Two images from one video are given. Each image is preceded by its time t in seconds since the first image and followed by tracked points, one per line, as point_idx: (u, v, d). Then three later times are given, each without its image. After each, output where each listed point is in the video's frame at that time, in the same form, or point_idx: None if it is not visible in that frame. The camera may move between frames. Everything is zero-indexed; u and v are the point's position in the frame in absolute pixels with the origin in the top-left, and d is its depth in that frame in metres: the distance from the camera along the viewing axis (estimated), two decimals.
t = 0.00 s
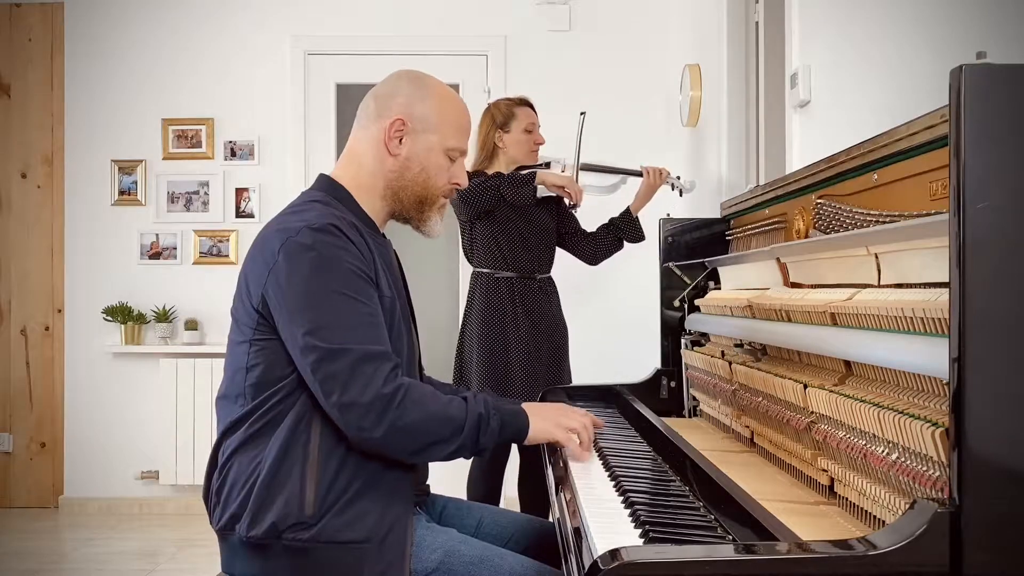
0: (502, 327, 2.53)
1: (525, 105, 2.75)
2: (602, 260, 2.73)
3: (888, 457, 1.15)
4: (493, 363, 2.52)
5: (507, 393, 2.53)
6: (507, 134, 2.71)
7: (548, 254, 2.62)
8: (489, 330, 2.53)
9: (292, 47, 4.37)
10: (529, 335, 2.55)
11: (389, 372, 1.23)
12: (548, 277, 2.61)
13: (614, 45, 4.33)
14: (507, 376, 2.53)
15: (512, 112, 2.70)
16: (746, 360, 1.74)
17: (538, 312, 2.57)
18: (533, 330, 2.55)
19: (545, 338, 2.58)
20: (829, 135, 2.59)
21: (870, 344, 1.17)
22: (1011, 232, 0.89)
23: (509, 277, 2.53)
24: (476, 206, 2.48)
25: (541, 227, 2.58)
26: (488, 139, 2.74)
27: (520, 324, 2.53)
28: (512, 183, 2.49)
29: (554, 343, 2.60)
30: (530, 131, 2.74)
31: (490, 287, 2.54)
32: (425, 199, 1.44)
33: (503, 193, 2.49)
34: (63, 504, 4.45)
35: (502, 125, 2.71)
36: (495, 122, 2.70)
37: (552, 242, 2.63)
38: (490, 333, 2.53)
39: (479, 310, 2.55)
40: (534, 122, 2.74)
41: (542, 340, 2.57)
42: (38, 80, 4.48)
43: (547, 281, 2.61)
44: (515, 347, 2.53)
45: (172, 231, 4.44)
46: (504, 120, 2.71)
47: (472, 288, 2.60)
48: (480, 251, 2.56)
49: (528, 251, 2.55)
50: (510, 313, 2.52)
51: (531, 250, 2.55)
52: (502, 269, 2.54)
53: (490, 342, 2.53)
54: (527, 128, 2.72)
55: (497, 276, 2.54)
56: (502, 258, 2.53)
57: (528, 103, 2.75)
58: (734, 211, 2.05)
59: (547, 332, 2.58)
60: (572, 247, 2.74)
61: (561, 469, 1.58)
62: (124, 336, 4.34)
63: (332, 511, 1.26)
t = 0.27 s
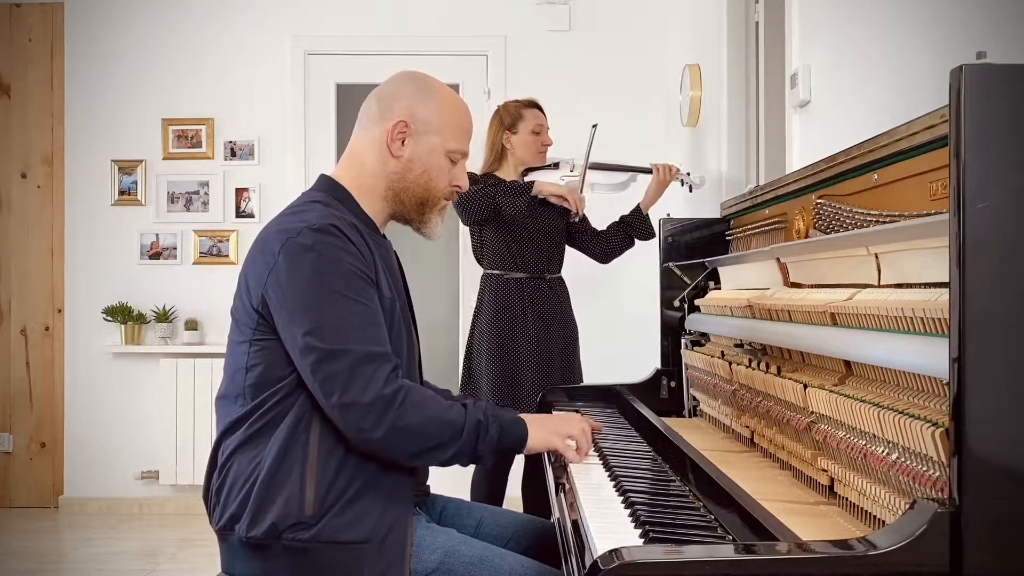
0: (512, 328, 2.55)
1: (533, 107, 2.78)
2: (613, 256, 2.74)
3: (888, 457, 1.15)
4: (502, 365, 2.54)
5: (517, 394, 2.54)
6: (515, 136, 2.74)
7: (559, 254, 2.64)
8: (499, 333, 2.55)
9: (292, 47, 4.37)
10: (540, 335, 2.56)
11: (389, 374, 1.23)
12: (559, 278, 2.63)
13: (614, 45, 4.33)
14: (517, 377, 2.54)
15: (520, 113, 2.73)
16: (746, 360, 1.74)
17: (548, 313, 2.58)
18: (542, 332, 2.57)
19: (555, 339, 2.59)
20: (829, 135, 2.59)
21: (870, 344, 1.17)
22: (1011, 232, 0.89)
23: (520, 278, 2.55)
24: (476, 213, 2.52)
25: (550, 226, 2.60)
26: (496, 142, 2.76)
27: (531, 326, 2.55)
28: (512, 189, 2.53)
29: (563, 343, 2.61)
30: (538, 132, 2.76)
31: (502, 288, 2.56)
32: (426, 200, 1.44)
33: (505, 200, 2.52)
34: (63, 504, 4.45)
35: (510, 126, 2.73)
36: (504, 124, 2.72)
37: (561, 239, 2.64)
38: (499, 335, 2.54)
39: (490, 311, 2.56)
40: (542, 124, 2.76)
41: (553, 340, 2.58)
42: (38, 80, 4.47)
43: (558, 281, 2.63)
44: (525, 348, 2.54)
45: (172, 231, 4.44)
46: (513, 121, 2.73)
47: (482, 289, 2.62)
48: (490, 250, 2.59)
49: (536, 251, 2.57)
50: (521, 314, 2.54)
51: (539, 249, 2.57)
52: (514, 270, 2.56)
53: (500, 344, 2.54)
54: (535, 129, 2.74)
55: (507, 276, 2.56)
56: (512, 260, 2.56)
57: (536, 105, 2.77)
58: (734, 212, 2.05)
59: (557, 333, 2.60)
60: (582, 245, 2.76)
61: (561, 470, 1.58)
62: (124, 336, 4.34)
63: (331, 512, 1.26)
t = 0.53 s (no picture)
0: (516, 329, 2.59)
1: (544, 109, 2.81)
2: (620, 258, 2.76)
3: (887, 457, 1.15)
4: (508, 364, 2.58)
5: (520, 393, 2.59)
6: (523, 136, 2.76)
7: (567, 255, 2.66)
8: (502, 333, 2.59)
9: (292, 47, 4.37)
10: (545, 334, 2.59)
11: (390, 372, 1.23)
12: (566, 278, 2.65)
13: (614, 45, 4.33)
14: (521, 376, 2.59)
15: (530, 114, 2.76)
16: (746, 361, 1.74)
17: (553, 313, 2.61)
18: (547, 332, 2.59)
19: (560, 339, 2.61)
20: (830, 135, 2.59)
21: (870, 344, 1.17)
22: (1013, 232, 0.89)
23: (526, 280, 2.59)
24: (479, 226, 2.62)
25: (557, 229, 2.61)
26: (505, 143, 2.78)
27: (535, 325, 2.58)
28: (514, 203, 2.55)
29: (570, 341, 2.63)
30: (547, 134, 2.79)
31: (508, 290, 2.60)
32: (429, 203, 1.45)
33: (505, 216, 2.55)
34: (63, 505, 4.45)
35: (518, 127, 2.76)
36: (513, 125, 2.76)
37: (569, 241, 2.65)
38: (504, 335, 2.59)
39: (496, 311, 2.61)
40: (551, 126, 2.79)
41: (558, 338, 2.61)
42: (38, 81, 4.47)
43: (564, 282, 2.65)
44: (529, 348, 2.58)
45: (172, 231, 4.44)
46: (521, 123, 2.77)
47: (489, 290, 2.66)
48: (496, 255, 2.63)
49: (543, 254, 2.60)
50: (526, 313, 2.58)
51: (546, 252, 2.60)
52: (520, 273, 2.60)
53: (504, 344, 2.59)
54: (543, 130, 2.76)
55: (512, 278, 2.60)
56: (518, 264, 2.60)
57: (545, 107, 2.80)
58: (734, 211, 2.05)
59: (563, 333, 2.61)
60: (589, 245, 2.78)
61: (561, 470, 1.58)
62: (124, 336, 4.34)
63: (332, 511, 1.26)
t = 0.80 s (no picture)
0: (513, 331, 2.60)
1: (558, 110, 2.80)
2: (622, 265, 2.77)
3: (888, 457, 1.15)
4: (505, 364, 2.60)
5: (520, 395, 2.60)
6: (534, 137, 2.76)
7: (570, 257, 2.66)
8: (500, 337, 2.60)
9: (292, 47, 4.37)
10: (543, 334, 2.60)
11: (388, 372, 1.23)
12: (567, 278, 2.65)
13: (614, 45, 4.33)
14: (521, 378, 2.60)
15: (542, 116, 2.76)
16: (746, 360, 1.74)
17: (550, 314, 2.61)
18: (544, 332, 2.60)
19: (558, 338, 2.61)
20: (829, 135, 2.59)
21: (870, 344, 1.17)
22: (1013, 232, 0.89)
23: (527, 281, 2.59)
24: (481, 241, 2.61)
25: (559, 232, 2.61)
26: (516, 143, 2.78)
27: (534, 325, 2.59)
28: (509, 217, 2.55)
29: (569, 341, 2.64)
30: (558, 136, 2.79)
31: (507, 290, 2.61)
32: (428, 206, 1.45)
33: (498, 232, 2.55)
34: (63, 505, 4.45)
35: (530, 128, 2.77)
36: (525, 125, 2.77)
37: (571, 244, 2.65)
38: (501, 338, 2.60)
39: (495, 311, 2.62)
40: (563, 128, 2.79)
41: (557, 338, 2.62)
42: (38, 81, 4.47)
43: (564, 283, 2.64)
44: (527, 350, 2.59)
45: (172, 231, 4.44)
46: (533, 124, 2.77)
47: (488, 293, 2.67)
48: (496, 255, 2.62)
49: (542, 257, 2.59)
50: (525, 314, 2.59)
51: (547, 255, 2.60)
52: (521, 275, 2.60)
53: (502, 347, 2.60)
54: (554, 132, 2.76)
55: (509, 280, 2.60)
56: (519, 267, 2.59)
57: (559, 109, 2.80)
58: (734, 211, 2.05)
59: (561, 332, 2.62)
60: (592, 249, 2.78)
61: (561, 470, 1.58)
62: (124, 336, 4.34)
63: (332, 510, 1.26)
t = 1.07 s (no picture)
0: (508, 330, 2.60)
1: (571, 111, 2.81)
2: (622, 275, 2.75)
3: (887, 457, 1.15)
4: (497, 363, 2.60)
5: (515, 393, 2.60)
6: (546, 137, 2.79)
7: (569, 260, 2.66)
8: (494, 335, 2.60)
9: (292, 47, 4.37)
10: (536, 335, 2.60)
11: (387, 371, 1.23)
12: (566, 280, 2.66)
13: (614, 45, 4.33)
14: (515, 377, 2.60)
15: (556, 116, 2.77)
16: (746, 360, 1.74)
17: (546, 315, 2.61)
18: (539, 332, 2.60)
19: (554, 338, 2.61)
20: (830, 135, 2.59)
21: (870, 343, 1.17)
22: (1012, 232, 0.89)
23: (522, 280, 2.60)
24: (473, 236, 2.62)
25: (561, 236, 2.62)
26: (528, 142, 2.80)
27: (527, 325, 2.59)
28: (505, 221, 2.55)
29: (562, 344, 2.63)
30: (570, 137, 2.82)
31: (502, 289, 2.61)
32: (422, 202, 1.44)
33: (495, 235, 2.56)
34: (63, 504, 4.45)
35: (542, 129, 2.79)
36: (537, 126, 2.78)
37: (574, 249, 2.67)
38: (496, 336, 2.60)
39: (490, 310, 2.63)
40: (575, 129, 2.81)
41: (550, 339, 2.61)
42: (38, 81, 4.47)
43: (563, 285, 2.65)
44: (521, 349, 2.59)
45: (172, 231, 4.44)
46: (546, 124, 2.79)
47: (484, 291, 2.68)
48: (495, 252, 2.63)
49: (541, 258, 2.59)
50: (518, 314, 2.59)
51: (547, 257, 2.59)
52: (517, 273, 2.60)
53: (497, 345, 2.60)
54: (567, 133, 2.79)
55: (506, 279, 2.61)
56: (515, 266, 2.59)
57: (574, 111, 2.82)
58: (734, 211, 2.05)
59: (556, 331, 2.62)
60: (594, 256, 2.80)
61: (561, 470, 1.58)
62: (124, 336, 4.34)
63: (331, 508, 1.26)
